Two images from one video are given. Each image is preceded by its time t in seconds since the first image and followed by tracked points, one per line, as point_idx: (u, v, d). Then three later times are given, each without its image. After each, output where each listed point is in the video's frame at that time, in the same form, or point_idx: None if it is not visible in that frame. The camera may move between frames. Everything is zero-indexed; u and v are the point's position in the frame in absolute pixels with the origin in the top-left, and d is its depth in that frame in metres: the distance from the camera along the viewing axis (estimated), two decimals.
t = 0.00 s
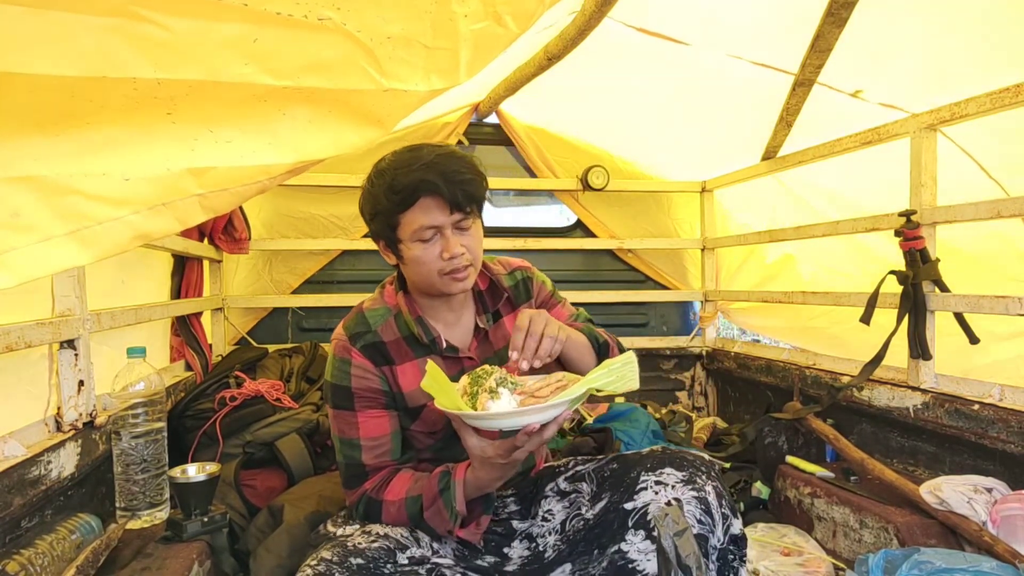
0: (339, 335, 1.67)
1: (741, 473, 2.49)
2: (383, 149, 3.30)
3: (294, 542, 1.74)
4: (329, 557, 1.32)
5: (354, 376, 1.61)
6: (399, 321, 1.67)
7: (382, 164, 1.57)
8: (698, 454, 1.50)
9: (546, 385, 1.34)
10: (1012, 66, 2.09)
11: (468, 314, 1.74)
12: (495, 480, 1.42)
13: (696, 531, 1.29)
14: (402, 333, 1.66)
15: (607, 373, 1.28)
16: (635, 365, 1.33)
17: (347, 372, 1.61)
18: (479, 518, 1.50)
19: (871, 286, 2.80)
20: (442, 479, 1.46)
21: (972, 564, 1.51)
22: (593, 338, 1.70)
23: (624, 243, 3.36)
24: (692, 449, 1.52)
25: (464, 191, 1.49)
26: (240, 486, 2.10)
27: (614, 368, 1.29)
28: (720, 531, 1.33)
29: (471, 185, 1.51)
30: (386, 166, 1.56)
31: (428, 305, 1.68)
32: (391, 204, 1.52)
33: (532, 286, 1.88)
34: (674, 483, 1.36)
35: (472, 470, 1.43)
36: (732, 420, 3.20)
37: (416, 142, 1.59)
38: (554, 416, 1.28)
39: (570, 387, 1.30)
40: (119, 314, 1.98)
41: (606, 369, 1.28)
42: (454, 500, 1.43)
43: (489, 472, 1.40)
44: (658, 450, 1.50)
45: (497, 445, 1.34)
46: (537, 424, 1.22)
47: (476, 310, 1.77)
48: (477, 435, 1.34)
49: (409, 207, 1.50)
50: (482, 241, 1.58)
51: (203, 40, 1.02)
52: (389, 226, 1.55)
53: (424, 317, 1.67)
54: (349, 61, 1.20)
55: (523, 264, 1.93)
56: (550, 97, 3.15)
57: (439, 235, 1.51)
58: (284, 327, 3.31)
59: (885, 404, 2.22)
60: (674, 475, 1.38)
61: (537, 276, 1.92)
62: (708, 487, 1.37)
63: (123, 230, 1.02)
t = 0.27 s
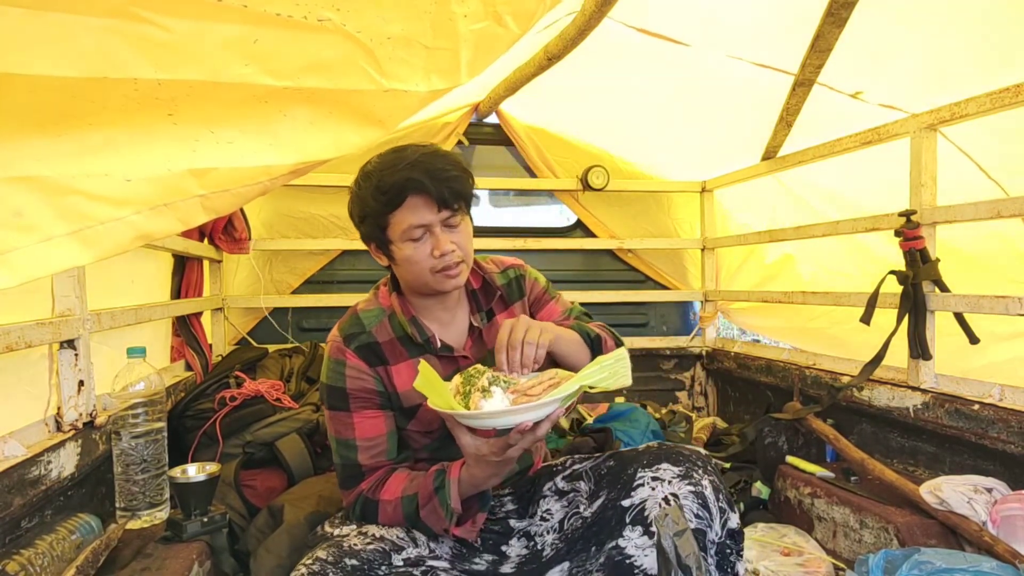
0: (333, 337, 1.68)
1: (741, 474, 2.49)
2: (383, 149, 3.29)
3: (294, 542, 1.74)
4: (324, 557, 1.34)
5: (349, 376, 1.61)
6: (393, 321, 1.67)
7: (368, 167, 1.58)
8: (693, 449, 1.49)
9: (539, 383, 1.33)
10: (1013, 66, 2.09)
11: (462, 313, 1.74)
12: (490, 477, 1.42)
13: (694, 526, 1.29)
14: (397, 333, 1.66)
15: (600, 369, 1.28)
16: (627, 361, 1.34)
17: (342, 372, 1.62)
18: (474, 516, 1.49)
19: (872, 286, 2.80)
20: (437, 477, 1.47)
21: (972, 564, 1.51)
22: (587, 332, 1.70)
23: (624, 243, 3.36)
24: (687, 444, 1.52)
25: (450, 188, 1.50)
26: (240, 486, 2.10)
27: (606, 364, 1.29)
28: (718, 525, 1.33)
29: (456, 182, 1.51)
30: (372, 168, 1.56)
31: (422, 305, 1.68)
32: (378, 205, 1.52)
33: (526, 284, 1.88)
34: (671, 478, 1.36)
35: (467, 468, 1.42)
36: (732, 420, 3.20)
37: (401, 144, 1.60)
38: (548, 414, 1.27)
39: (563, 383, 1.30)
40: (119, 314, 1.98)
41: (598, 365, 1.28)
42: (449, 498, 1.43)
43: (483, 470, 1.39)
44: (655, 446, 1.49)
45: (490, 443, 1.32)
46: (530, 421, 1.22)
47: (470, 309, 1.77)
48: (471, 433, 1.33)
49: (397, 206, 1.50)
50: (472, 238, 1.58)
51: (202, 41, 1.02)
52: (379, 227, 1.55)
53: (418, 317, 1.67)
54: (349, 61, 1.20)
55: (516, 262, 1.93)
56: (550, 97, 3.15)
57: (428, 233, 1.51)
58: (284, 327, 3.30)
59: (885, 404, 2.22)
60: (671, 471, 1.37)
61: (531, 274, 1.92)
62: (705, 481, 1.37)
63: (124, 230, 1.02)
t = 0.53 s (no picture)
0: (332, 339, 1.68)
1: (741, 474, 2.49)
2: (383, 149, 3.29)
3: (294, 542, 1.74)
4: (324, 558, 1.34)
5: (348, 378, 1.61)
6: (392, 322, 1.67)
7: (363, 172, 1.59)
8: (696, 453, 1.49)
9: (535, 383, 1.33)
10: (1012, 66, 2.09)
11: (462, 314, 1.74)
12: (488, 478, 1.41)
13: (696, 529, 1.29)
14: (396, 334, 1.66)
15: (597, 368, 1.28)
16: (623, 360, 1.36)
17: (340, 374, 1.62)
18: (474, 517, 1.49)
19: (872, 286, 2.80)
20: (436, 479, 1.46)
21: (972, 564, 1.51)
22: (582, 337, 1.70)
23: (624, 243, 3.36)
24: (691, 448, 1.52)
25: (444, 189, 1.50)
26: (240, 486, 2.09)
27: (603, 363, 1.30)
28: (720, 530, 1.33)
29: (451, 184, 1.51)
30: (367, 172, 1.58)
31: (421, 307, 1.67)
32: (374, 209, 1.53)
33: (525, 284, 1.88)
34: (674, 482, 1.36)
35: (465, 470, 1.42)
36: (732, 420, 3.21)
37: (395, 146, 1.61)
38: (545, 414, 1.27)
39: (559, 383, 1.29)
40: (119, 314, 1.98)
41: (596, 364, 1.28)
42: (448, 500, 1.43)
43: (481, 470, 1.38)
44: (657, 449, 1.49)
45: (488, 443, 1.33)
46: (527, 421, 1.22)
47: (469, 310, 1.76)
48: (468, 433, 1.34)
49: (391, 210, 1.51)
50: (469, 239, 1.58)
51: (202, 39, 1.02)
52: (375, 230, 1.56)
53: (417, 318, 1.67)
54: (350, 60, 1.20)
55: (514, 262, 1.93)
56: (550, 97, 3.15)
57: (424, 235, 1.51)
58: (284, 327, 3.30)
59: (885, 405, 2.23)
60: (674, 474, 1.38)
61: (530, 274, 1.92)
62: (708, 486, 1.37)
63: (125, 230, 1.02)
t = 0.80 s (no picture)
0: (335, 339, 1.67)
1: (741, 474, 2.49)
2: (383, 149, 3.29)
3: (294, 541, 1.74)
4: (323, 560, 1.34)
5: (350, 380, 1.61)
6: (395, 324, 1.67)
7: (368, 172, 1.58)
8: (702, 460, 1.49)
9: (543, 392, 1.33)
10: (1011, 66, 2.09)
11: (465, 316, 1.74)
12: (491, 484, 1.42)
13: (699, 538, 1.29)
14: (399, 336, 1.65)
15: (603, 380, 1.31)
16: (631, 370, 1.37)
17: (343, 376, 1.61)
18: (475, 521, 1.50)
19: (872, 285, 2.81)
20: (438, 483, 1.46)
21: (972, 564, 1.51)
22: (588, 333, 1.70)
23: (624, 243, 3.36)
24: (696, 455, 1.52)
25: (451, 193, 1.49)
26: (240, 486, 2.09)
27: (611, 374, 1.32)
28: (723, 539, 1.33)
29: (458, 187, 1.50)
30: (372, 173, 1.57)
31: (425, 308, 1.67)
32: (379, 212, 1.52)
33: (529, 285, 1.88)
34: (679, 490, 1.36)
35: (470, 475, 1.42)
36: (732, 420, 3.21)
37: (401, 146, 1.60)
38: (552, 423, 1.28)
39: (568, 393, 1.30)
40: (119, 314, 1.98)
41: (604, 375, 1.31)
42: (450, 505, 1.44)
43: (484, 475, 1.39)
44: (661, 455, 1.49)
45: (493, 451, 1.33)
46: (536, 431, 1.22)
47: (472, 312, 1.76)
48: (474, 440, 1.34)
49: (397, 213, 1.50)
50: (475, 242, 1.57)
51: (201, 36, 1.01)
52: (380, 233, 1.55)
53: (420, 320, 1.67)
54: (351, 58, 1.19)
55: (518, 262, 1.92)
56: (550, 97, 3.15)
57: (430, 239, 1.50)
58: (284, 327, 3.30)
59: (885, 405, 2.23)
60: (679, 481, 1.38)
61: (534, 274, 1.92)
62: (712, 494, 1.37)
63: (123, 229, 1.02)
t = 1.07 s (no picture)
0: (339, 339, 1.67)
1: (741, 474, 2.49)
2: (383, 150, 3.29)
3: (294, 542, 1.74)
4: (321, 562, 1.33)
5: (354, 381, 1.61)
6: (400, 325, 1.67)
7: (378, 175, 1.57)
8: (705, 466, 1.48)
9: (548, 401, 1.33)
10: (1011, 66, 2.09)
11: (471, 319, 1.73)
12: (492, 490, 1.43)
13: (701, 543, 1.28)
14: (404, 337, 1.65)
15: (609, 392, 1.31)
16: (636, 381, 1.36)
17: (346, 377, 1.61)
18: (475, 524, 1.50)
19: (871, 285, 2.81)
20: (439, 486, 1.47)
21: (972, 564, 1.51)
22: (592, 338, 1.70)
23: (624, 243, 3.36)
24: (699, 461, 1.50)
25: (462, 199, 1.48)
26: (240, 486, 2.10)
27: (616, 386, 1.32)
28: (724, 545, 1.32)
29: (469, 193, 1.50)
30: (382, 176, 1.56)
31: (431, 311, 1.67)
32: (389, 216, 1.52)
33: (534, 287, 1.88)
34: (681, 496, 1.35)
35: (470, 479, 1.42)
36: (732, 420, 3.21)
37: (411, 149, 1.59)
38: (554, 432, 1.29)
39: (572, 403, 1.31)
40: (119, 314, 1.98)
41: (609, 387, 1.31)
42: (450, 509, 1.44)
43: (486, 482, 1.39)
44: (665, 460, 1.48)
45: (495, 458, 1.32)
46: (537, 442, 1.24)
47: (478, 313, 1.76)
48: (477, 445, 1.34)
49: (407, 218, 1.50)
50: (483, 248, 1.58)
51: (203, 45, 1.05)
52: (389, 237, 1.55)
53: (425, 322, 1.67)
54: (349, 65, 1.23)
55: (523, 263, 1.92)
56: (550, 98, 3.15)
57: (440, 245, 1.50)
58: (284, 327, 3.30)
59: (885, 405, 2.22)
60: (681, 486, 1.37)
61: (540, 275, 1.92)
62: (715, 500, 1.36)
63: (129, 230, 1.01)
